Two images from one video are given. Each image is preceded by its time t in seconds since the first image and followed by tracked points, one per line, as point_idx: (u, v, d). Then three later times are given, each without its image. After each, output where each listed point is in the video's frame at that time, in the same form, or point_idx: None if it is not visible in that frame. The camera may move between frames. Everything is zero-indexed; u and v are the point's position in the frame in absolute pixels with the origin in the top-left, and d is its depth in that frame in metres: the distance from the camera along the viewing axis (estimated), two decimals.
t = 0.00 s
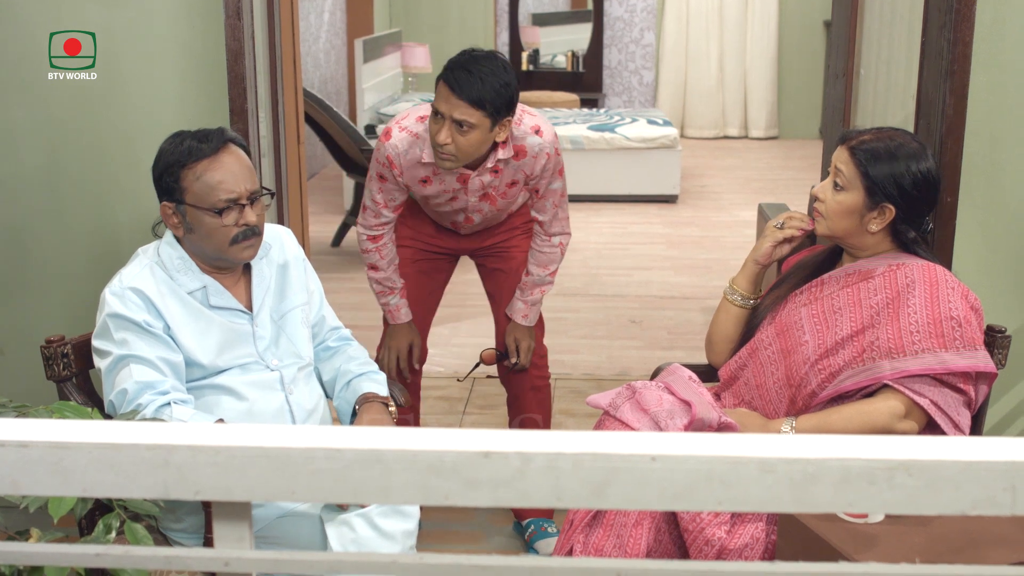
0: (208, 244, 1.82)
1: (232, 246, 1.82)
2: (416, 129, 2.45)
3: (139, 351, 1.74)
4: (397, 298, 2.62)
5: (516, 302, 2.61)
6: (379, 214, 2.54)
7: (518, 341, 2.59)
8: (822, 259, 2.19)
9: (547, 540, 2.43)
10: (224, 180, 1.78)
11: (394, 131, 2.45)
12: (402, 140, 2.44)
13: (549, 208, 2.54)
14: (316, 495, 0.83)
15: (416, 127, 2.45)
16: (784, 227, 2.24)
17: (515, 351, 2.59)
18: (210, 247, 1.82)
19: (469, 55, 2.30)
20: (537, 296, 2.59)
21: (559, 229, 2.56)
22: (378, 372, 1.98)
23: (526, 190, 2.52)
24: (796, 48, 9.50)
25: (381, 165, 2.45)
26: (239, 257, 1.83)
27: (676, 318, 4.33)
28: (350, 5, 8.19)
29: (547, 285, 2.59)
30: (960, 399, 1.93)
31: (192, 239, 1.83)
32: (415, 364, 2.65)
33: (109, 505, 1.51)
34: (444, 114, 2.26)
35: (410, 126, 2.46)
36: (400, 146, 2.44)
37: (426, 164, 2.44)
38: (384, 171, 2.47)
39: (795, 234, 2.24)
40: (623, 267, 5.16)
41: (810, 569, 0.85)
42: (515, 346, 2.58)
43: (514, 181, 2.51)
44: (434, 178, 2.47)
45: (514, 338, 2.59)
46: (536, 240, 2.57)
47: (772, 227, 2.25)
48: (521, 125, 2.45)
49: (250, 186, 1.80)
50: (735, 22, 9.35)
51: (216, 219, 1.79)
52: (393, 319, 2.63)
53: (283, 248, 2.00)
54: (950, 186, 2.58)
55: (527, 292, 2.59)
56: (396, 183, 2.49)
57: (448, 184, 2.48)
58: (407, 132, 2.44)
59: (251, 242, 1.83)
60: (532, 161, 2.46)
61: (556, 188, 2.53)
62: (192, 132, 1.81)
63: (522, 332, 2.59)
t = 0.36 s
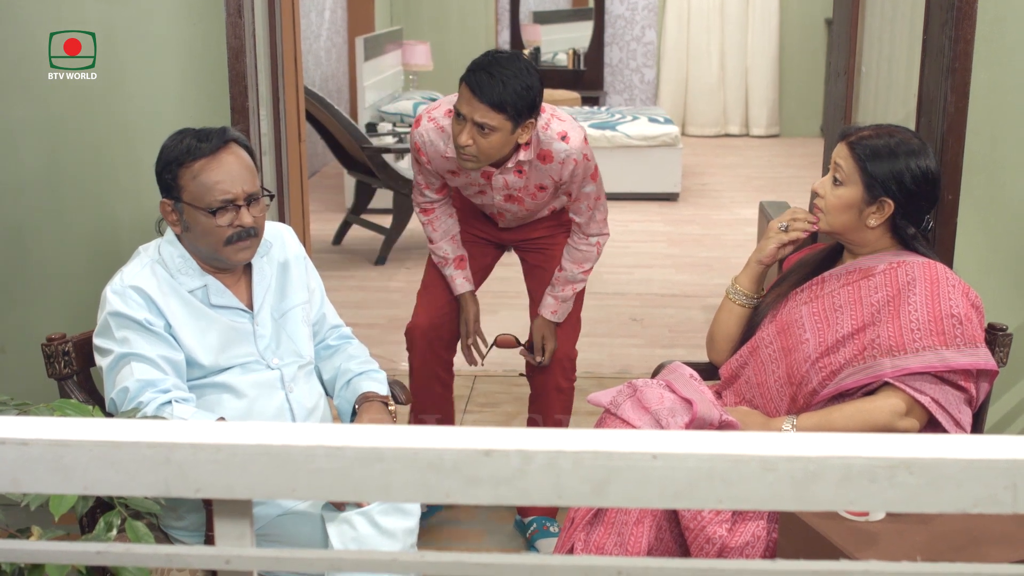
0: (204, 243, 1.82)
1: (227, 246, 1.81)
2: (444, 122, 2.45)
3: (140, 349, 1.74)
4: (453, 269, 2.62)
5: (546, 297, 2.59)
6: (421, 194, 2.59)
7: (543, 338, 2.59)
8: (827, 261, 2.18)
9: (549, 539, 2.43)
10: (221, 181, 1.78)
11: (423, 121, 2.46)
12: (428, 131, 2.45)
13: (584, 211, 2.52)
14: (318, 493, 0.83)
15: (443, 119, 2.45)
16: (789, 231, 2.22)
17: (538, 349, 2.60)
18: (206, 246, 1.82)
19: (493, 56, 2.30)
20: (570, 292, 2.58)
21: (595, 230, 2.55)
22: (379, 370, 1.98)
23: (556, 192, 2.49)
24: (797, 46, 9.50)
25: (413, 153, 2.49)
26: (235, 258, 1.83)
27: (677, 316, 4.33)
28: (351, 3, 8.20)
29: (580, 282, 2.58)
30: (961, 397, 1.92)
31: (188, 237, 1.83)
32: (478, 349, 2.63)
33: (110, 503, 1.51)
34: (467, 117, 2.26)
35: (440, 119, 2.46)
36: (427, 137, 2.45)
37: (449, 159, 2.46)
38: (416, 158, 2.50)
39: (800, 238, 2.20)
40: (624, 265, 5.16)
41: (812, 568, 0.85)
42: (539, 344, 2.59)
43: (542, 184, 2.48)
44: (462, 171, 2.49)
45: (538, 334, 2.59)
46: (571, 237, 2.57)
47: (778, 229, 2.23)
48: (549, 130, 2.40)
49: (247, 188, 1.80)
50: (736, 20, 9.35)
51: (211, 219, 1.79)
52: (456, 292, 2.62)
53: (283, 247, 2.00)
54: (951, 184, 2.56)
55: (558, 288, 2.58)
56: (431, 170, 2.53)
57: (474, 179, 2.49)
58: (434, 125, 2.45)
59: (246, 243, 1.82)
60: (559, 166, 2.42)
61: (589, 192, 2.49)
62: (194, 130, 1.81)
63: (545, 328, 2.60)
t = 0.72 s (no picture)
0: (204, 243, 1.82)
1: (226, 246, 1.81)
2: (442, 120, 2.44)
3: (142, 346, 1.74)
4: (455, 259, 2.61)
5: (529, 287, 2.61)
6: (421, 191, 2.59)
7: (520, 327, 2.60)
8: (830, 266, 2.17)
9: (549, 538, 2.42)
10: (221, 181, 1.78)
11: (422, 119, 2.46)
12: (427, 129, 2.45)
13: (576, 209, 2.52)
14: (319, 491, 0.82)
15: (442, 117, 2.44)
16: (795, 236, 2.21)
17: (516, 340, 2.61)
18: (205, 246, 1.82)
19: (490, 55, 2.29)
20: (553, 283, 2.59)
21: (584, 227, 2.55)
22: (380, 369, 1.98)
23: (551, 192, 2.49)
24: (799, 44, 9.49)
25: (411, 150, 2.49)
26: (235, 259, 1.83)
27: (678, 314, 4.33)
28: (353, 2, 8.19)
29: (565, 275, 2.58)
30: (963, 395, 1.92)
31: (188, 236, 1.84)
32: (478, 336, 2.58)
33: (113, 501, 1.51)
34: (465, 115, 2.25)
35: (440, 118, 2.45)
36: (426, 135, 2.45)
37: (447, 157, 2.46)
38: (414, 155, 2.50)
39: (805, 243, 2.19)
40: (625, 263, 5.16)
41: (814, 566, 0.85)
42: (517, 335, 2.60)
43: (539, 186, 2.48)
44: (459, 170, 2.49)
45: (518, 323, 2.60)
46: (560, 233, 2.56)
47: (783, 233, 2.22)
48: (547, 133, 2.40)
49: (246, 189, 1.79)
50: (738, 18, 9.34)
51: (211, 220, 1.79)
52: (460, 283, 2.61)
53: (286, 244, 2.00)
54: (954, 182, 2.56)
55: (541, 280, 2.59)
56: (430, 167, 2.53)
57: (471, 179, 2.49)
58: (434, 123, 2.44)
59: (246, 244, 1.82)
60: (557, 168, 2.42)
61: (584, 191, 2.49)
62: (196, 129, 1.81)
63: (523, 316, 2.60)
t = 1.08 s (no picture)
0: (205, 241, 1.82)
1: (227, 246, 1.82)
2: (431, 120, 2.47)
3: (146, 345, 1.74)
4: (440, 258, 2.61)
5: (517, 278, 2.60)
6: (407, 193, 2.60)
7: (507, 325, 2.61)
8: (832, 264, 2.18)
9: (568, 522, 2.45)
10: (222, 182, 1.78)
11: (410, 119, 2.48)
12: (415, 129, 2.47)
13: (561, 204, 2.55)
14: (323, 490, 0.83)
15: (432, 118, 2.46)
16: (798, 234, 2.21)
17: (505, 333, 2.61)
18: (205, 245, 1.83)
19: (475, 50, 2.30)
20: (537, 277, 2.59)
21: (570, 222, 2.58)
22: (383, 368, 1.98)
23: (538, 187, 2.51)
24: (803, 44, 9.49)
25: (400, 152, 2.51)
26: (235, 259, 1.84)
27: (682, 313, 4.33)
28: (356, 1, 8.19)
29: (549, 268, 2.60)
30: (967, 395, 1.92)
31: (188, 235, 1.84)
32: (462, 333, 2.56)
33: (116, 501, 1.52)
34: (454, 109, 2.26)
35: (427, 117, 2.47)
36: (414, 135, 2.47)
37: (437, 156, 2.48)
38: (402, 157, 2.52)
39: (809, 241, 2.19)
40: (628, 262, 5.16)
41: (819, 566, 0.85)
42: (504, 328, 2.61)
43: (528, 181, 2.50)
44: (448, 168, 2.51)
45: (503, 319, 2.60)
46: (546, 227, 2.59)
47: (787, 230, 2.22)
48: (534, 129, 2.43)
49: (247, 190, 1.79)
50: (742, 17, 9.34)
51: (212, 220, 1.79)
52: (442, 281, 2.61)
53: (290, 242, 2.00)
54: (957, 182, 2.56)
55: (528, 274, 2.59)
56: (418, 168, 2.54)
57: (460, 176, 2.51)
58: (421, 122, 2.47)
59: (247, 244, 1.83)
60: (546, 162, 2.45)
61: (570, 185, 2.53)
62: (199, 126, 1.81)
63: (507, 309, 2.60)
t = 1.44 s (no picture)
0: (212, 237, 1.82)
1: (235, 242, 1.82)
2: (446, 148, 2.49)
3: (149, 341, 1.75)
4: (446, 288, 2.59)
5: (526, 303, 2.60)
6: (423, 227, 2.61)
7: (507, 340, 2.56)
8: (835, 262, 2.18)
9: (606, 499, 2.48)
10: (235, 178, 1.78)
11: (427, 148, 2.51)
12: (432, 158, 2.50)
13: (570, 240, 2.57)
14: (326, 486, 0.83)
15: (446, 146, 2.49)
16: (801, 231, 2.21)
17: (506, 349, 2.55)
18: (213, 240, 1.83)
19: (488, 79, 2.32)
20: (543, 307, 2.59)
21: (579, 257, 2.59)
22: (387, 363, 1.99)
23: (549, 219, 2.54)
24: (806, 40, 9.47)
25: (416, 180, 2.53)
26: (241, 255, 1.84)
27: (685, 311, 4.32)
28: None
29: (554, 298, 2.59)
30: (970, 393, 1.92)
31: (195, 229, 1.84)
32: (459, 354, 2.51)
33: (118, 497, 1.52)
34: (467, 137, 2.29)
35: (444, 145, 2.50)
36: (431, 164, 2.50)
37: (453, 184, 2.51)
38: (418, 185, 2.55)
39: (811, 239, 2.19)
40: (631, 260, 5.15)
41: (821, 564, 0.85)
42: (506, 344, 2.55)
43: (540, 212, 2.53)
44: (463, 197, 2.56)
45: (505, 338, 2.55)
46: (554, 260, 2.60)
47: (789, 228, 2.22)
48: (547, 160, 2.46)
49: (259, 187, 1.80)
50: (745, 14, 9.33)
51: (222, 216, 1.80)
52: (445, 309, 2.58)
53: (294, 239, 2.00)
54: (961, 180, 2.56)
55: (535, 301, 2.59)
56: (434, 199, 2.57)
57: (475, 205, 2.56)
58: (438, 151, 2.50)
59: (254, 241, 1.84)
60: (558, 195, 2.47)
61: (579, 220, 2.55)
62: (211, 123, 1.81)
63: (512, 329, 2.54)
